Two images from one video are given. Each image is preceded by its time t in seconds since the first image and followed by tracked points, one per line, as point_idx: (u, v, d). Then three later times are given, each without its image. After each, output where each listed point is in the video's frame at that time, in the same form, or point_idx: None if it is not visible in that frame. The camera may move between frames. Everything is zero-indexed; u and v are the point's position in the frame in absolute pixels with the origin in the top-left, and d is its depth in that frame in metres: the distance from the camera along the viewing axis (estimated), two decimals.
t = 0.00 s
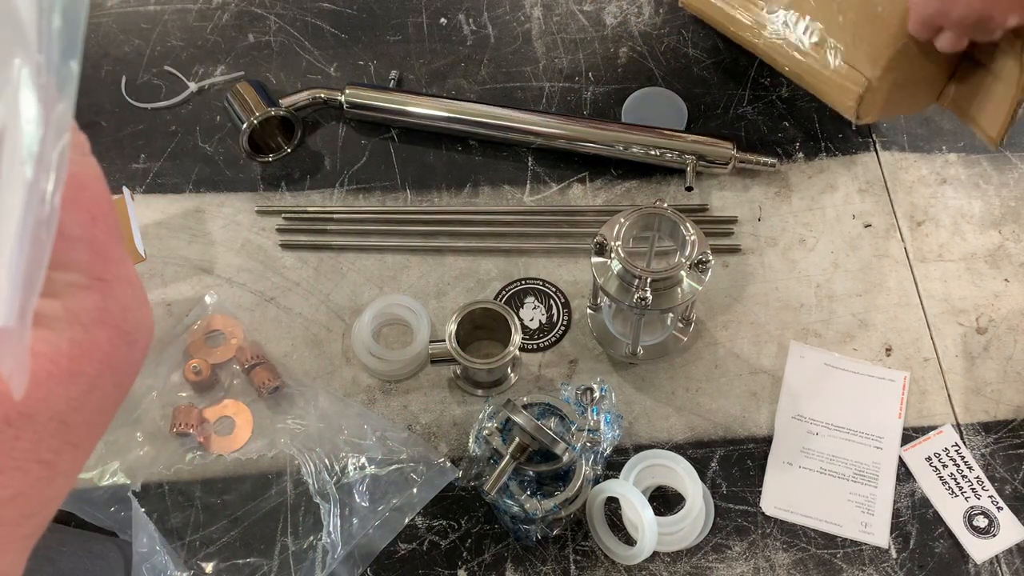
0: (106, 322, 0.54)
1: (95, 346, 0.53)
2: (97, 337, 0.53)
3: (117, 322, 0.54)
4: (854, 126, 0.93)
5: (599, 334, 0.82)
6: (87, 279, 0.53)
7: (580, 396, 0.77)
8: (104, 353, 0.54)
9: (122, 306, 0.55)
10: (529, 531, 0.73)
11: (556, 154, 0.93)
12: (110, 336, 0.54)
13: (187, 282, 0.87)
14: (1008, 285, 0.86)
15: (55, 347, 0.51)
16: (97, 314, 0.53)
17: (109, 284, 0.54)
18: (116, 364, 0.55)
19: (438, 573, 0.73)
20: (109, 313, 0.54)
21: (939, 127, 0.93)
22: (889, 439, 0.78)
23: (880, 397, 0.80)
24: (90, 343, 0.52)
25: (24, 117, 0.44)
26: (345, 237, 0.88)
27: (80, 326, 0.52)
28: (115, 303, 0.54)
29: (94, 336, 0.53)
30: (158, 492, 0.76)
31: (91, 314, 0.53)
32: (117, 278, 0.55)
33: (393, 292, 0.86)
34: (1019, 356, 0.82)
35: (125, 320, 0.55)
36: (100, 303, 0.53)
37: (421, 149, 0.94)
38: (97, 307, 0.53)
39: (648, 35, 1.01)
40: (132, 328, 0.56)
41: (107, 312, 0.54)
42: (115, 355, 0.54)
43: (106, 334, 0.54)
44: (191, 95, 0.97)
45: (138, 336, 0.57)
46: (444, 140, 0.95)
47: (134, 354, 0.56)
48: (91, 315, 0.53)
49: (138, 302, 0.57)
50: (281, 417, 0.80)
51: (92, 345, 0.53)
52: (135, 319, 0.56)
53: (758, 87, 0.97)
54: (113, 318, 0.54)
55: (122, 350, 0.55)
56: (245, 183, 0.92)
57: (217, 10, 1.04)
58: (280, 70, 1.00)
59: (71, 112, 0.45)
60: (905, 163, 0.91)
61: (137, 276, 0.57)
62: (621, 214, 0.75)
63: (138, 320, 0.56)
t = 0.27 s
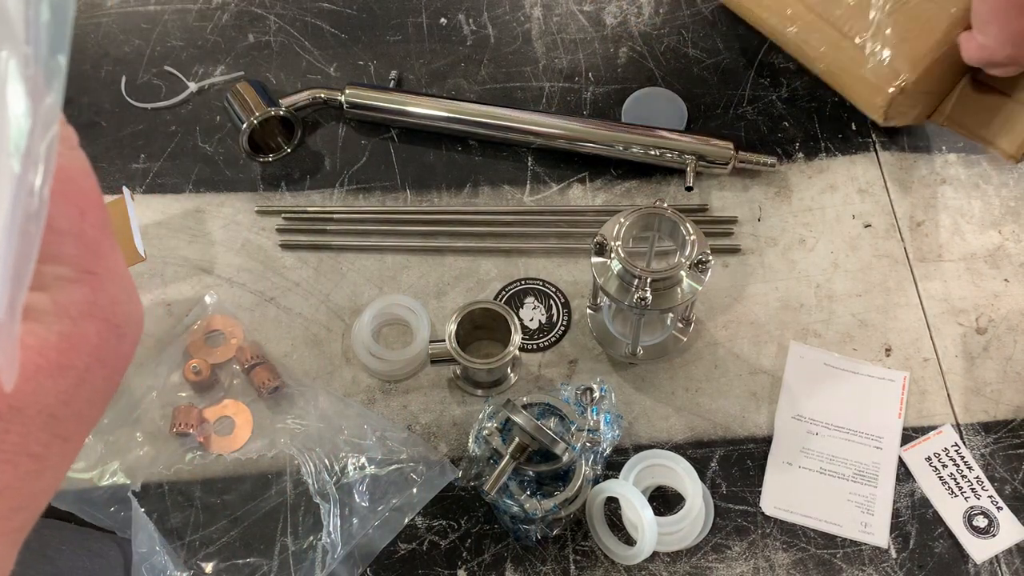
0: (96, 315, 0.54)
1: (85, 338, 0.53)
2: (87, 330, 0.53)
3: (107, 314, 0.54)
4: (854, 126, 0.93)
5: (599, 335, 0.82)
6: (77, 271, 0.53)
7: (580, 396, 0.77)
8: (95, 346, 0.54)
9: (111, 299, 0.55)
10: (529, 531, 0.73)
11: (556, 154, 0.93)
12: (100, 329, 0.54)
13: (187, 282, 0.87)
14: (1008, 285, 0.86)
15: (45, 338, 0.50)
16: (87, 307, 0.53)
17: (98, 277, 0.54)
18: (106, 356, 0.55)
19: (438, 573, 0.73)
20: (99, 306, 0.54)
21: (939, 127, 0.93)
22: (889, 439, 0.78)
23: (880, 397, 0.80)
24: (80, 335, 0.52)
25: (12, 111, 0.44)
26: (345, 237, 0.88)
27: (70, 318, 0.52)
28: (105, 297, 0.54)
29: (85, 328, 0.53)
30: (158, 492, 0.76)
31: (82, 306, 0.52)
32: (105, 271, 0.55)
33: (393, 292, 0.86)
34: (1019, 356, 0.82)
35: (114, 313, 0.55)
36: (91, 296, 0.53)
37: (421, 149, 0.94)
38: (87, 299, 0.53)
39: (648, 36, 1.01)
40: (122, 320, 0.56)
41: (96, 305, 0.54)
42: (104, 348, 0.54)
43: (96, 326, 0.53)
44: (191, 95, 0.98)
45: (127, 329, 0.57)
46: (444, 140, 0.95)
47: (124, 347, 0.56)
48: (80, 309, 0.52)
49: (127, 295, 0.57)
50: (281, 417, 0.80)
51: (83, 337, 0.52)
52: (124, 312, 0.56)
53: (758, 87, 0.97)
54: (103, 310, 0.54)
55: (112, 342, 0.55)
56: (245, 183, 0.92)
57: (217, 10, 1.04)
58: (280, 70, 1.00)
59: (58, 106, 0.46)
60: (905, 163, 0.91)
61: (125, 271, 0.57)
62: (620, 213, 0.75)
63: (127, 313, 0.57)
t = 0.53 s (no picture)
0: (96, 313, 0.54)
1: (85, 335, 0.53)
2: (87, 328, 0.53)
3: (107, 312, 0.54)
4: (854, 126, 0.93)
5: (599, 334, 0.82)
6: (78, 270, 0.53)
7: (579, 395, 0.77)
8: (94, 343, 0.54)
9: (111, 296, 0.55)
10: (529, 531, 0.73)
11: (555, 153, 0.93)
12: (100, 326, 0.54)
13: (187, 282, 0.87)
14: (1008, 285, 0.86)
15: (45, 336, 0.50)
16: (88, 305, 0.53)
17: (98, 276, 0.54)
18: (105, 353, 0.55)
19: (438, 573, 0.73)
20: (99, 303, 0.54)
21: (939, 127, 0.93)
22: (889, 439, 0.78)
23: (880, 397, 0.80)
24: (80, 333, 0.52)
25: (14, 112, 0.44)
26: (345, 237, 0.88)
27: (71, 316, 0.52)
28: (105, 295, 0.54)
29: (85, 325, 0.53)
30: (157, 492, 0.76)
31: (82, 303, 0.53)
32: (104, 270, 0.55)
33: (393, 292, 0.86)
34: (1019, 356, 0.82)
35: (114, 311, 0.55)
36: (91, 294, 0.53)
37: (421, 149, 0.94)
38: (87, 298, 0.53)
39: (648, 35, 1.01)
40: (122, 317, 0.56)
41: (97, 302, 0.54)
42: (104, 345, 0.54)
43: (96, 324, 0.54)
44: (191, 95, 0.98)
45: (126, 327, 0.57)
46: (443, 140, 0.95)
47: (124, 344, 0.57)
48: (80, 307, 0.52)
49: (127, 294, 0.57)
50: (281, 417, 0.80)
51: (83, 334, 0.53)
52: (123, 310, 0.56)
53: (758, 87, 0.97)
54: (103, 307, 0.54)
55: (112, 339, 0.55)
56: (245, 183, 0.92)
57: (217, 10, 1.04)
58: (280, 70, 1.00)
59: (61, 108, 0.46)
60: (904, 163, 0.91)
61: (125, 269, 0.57)
62: (620, 213, 0.75)
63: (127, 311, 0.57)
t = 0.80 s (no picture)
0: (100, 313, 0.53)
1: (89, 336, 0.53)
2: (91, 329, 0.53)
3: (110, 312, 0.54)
4: (854, 126, 0.93)
5: (599, 335, 0.82)
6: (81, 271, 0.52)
7: (579, 396, 0.77)
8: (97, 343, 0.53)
9: (115, 297, 0.55)
10: (529, 531, 0.73)
11: (555, 154, 0.93)
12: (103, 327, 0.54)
13: (187, 282, 0.87)
14: (1008, 285, 0.86)
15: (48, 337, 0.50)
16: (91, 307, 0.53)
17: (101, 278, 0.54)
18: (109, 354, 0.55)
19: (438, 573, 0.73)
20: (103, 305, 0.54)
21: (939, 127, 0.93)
22: (889, 439, 0.78)
23: (880, 397, 0.80)
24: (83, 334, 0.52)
25: (25, 116, 0.43)
26: (345, 237, 0.88)
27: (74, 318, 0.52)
28: (108, 296, 0.54)
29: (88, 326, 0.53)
30: (157, 492, 0.76)
31: (86, 304, 0.52)
32: (108, 271, 0.54)
33: (392, 292, 0.86)
34: (1018, 356, 0.82)
35: (117, 311, 0.55)
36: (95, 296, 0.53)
37: (420, 149, 0.94)
38: (90, 300, 0.53)
39: (648, 35, 1.01)
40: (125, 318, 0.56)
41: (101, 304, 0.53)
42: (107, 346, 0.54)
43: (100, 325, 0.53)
44: (191, 95, 0.98)
45: (129, 327, 0.56)
46: (443, 140, 0.95)
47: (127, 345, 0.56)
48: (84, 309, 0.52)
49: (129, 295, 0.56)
50: (281, 417, 0.80)
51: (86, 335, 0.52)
52: (126, 311, 0.56)
53: (758, 87, 0.97)
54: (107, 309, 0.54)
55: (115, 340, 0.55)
56: (245, 183, 0.92)
57: (216, 10, 1.04)
58: (279, 70, 1.00)
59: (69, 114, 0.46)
60: (904, 163, 0.91)
61: (128, 270, 0.57)
62: (620, 213, 0.75)
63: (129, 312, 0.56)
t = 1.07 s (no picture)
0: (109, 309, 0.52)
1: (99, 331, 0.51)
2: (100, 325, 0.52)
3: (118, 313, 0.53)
4: (853, 126, 0.93)
5: (599, 335, 0.82)
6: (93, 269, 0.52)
7: (579, 396, 0.77)
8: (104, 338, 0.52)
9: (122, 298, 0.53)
10: (529, 531, 0.73)
11: (555, 154, 0.93)
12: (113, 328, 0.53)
13: (187, 282, 0.87)
14: (1008, 285, 0.86)
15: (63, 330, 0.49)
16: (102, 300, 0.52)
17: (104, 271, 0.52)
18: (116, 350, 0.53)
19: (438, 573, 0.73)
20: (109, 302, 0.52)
21: (939, 127, 0.93)
22: (889, 439, 0.78)
23: (880, 397, 0.80)
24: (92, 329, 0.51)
25: (38, 119, 0.44)
26: (345, 237, 0.88)
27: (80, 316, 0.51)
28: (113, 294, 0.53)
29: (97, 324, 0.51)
30: (157, 492, 0.76)
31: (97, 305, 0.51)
32: (118, 269, 0.54)
33: (392, 292, 0.86)
34: (1018, 356, 0.82)
35: (128, 310, 0.53)
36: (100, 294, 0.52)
37: (420, 149, 0.94)
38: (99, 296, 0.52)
39: (648, 35, 1.01)
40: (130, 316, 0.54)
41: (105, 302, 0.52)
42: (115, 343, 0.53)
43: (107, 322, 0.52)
44: (191, 95, 0.98)
45: (138, 326, 0.55)
46: (443, 140, 0.95)
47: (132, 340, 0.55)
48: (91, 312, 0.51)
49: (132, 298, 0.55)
50: (281, 417, 0.80)
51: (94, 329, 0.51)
52: (136, 310, 0.55)
53: (758, 87, 0.97)
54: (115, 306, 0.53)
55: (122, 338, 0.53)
56: (245, 183, 0.92)
57: (217, 10, 1.04)
58: (279, 70, 1.00)
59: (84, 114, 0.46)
60: (904, 163, 0.91)
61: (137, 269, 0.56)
62: (620, 213, 0.75)
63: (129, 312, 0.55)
